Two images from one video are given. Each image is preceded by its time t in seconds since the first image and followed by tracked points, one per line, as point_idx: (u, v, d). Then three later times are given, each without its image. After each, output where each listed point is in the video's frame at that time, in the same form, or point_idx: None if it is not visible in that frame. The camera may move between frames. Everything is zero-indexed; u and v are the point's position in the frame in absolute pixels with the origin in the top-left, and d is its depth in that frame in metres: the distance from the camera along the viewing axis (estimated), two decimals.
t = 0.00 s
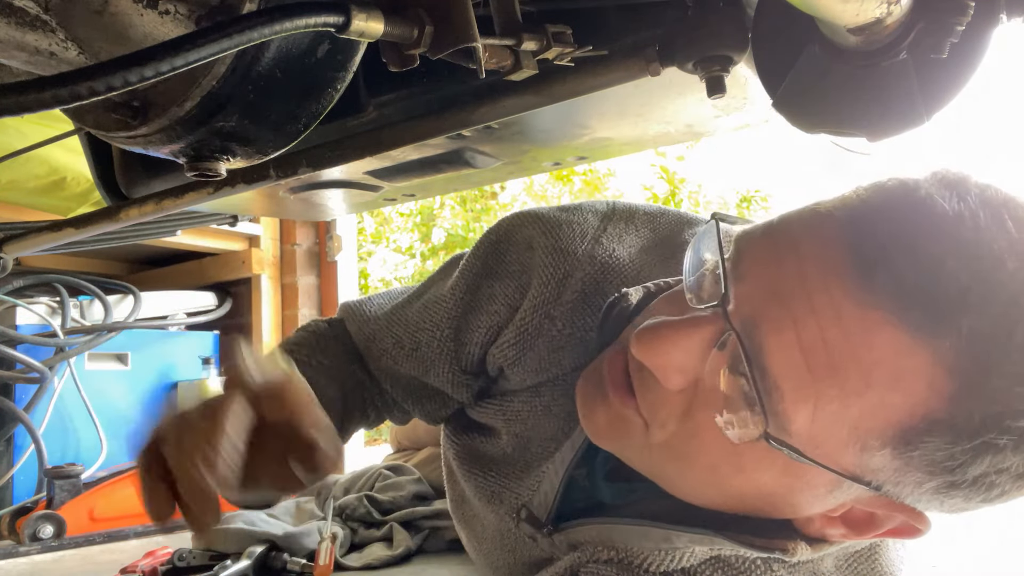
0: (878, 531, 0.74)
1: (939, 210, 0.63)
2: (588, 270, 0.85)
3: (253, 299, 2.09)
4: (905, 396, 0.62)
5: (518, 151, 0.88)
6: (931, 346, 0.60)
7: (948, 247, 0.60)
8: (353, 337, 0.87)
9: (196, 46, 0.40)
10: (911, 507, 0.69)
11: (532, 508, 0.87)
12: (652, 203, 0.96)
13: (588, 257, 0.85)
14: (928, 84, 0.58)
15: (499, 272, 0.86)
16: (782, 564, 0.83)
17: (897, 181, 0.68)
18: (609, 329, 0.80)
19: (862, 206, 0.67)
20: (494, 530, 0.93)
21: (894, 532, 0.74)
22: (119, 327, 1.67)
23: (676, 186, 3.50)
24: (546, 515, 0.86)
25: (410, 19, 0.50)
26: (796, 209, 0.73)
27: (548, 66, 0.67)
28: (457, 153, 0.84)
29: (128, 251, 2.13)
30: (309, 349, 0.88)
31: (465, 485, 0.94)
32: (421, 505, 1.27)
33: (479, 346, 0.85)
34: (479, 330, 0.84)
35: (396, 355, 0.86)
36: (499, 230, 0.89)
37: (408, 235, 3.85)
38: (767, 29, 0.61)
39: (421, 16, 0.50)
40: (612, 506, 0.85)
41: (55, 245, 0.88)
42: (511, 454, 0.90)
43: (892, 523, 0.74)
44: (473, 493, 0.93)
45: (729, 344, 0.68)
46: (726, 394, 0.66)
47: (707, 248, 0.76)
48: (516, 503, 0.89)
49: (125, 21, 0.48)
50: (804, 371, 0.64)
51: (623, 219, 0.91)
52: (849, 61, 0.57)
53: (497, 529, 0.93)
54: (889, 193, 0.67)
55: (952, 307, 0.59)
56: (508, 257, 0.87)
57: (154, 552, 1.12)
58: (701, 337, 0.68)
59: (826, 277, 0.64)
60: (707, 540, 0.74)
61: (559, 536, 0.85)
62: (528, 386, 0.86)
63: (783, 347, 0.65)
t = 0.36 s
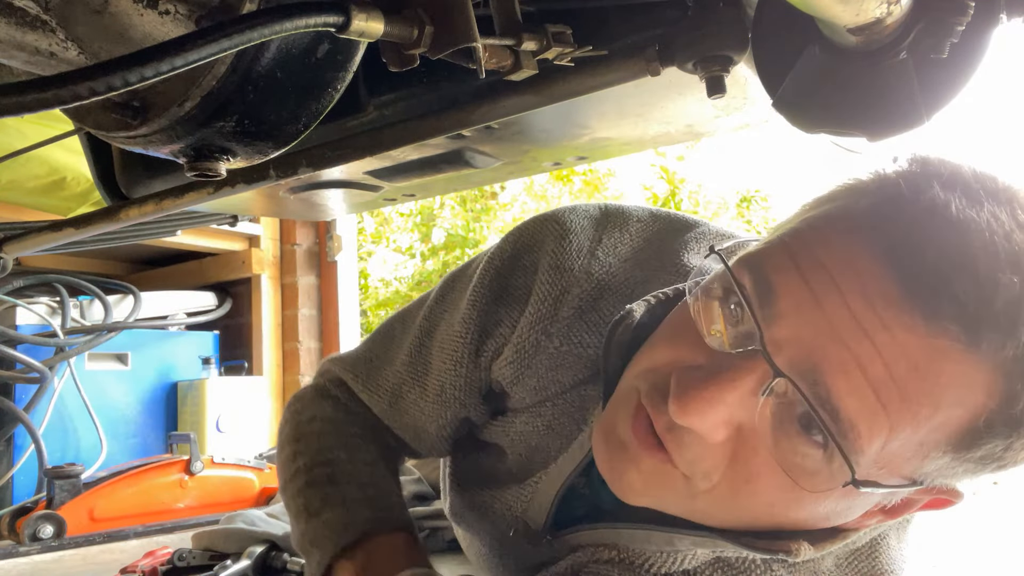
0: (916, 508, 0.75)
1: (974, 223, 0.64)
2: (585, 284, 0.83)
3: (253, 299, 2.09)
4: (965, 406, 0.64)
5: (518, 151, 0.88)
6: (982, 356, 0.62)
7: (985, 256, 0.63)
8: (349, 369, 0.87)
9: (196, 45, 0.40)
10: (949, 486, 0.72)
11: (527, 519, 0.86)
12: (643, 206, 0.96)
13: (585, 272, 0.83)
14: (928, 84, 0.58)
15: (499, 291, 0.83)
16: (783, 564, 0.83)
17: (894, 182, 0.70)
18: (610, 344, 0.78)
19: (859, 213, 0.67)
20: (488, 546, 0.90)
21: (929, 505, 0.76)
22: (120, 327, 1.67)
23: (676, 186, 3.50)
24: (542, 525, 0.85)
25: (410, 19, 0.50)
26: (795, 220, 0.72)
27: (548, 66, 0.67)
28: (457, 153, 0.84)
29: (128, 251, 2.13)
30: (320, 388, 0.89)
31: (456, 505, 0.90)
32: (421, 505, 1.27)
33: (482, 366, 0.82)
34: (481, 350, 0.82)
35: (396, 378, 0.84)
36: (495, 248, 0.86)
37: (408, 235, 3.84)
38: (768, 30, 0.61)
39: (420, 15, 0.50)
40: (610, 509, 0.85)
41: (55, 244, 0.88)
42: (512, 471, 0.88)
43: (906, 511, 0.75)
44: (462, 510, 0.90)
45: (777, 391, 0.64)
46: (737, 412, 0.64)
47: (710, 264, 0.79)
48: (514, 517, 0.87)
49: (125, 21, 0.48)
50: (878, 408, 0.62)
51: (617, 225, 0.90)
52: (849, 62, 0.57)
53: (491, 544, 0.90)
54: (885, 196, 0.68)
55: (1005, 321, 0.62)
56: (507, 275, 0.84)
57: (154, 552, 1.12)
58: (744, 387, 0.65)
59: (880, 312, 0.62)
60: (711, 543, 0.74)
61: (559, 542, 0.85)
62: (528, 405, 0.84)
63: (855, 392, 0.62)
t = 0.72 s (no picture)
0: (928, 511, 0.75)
1: (1008, 233, 0.65)
2: (597, 274, 0.82)
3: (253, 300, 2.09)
4: (993, 414, 0.64)
5: (518, 151, 0.88)
6: (1011, 366, 0.63)
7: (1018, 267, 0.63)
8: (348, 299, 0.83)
9: (196, 46, 0.40)
10: (958, 490, 0.72)
11: (532, 516, 0.88)
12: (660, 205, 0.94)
13: (599, 261, 0.82)
14: (927, 84, 0.58)
15: (505, 262, 0.82)
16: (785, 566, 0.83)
17: (926, 191, 0.70)
18: (623, 342, 0.78)
19: (882, 214, 0.69)
20: (491, 535, 0.93)
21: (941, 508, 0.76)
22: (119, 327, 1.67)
23: (676, 186, 3.50)
24: (545, 523, 0.86)
25: (410, 19, 0.50)
26: (813, 224, 0.73)
27: (548, 66, 0.67)
28: (457, 153, 0.84)
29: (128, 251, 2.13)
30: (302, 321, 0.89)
31: (461, 493, 0.93)
32: (421, 505, 1.27)
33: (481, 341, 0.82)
34: (484, 325, 0.81)
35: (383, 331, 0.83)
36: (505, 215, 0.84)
37: (408, 235, 3.84)
38: (768, 30, 0.61)
39: (420, 16, 0.50)
40: (614, 508, 0.85)
41: (55, 244, 0.88)
42: (514, 463, 0.90)
43: (909, 513, 0.74)
44: (467, 500, 0.93)
45: (804, 398, 0.63)
46: (755, 414, 0.64)
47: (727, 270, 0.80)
48: (516, 510, 0.89)
49: (125, 21, 0.48)
50: (907, 415, 0.62)
51: (635, 221, 0.88)
52: (848, 61, 0.57)
53: (494, 535, 0.93)
54: (912, 205, 0.69)
55: None
56: (513, 247, 0.82)
57: (154, 552, 1.12)
58: (769, 395, 0.64)
59: (912, 319, 0.62)
60: (714, 544, 0.74)
61: (561, 539, 0.86)
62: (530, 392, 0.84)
63: (884, 399, 0.62)
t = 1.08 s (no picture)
0: (935, 511, 0.75)
1: (1019, 237, 0.64)
2: (608, 261, 0.82)
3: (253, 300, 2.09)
4: (1003, 415, 0.65)
5: (518, 151, 0.88)
6: None
7: None
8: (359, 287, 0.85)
9: (196, 45, 0.40)
10: (964, 490, 0.72)
11: (535, 511, 0.87)
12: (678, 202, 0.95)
13: (610, 248, 0.82)
14: (927, 83, 0.58)
15: (514, 244, 0.84)
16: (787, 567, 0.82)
17: (935, 194, 0.69)
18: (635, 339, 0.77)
19: (892, 216, 0.69)
20: (495, 528, 0.92)
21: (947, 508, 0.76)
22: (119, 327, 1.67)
23: (676, 186, 3.50)
24: (549, 518, 0.85)
25: (409, 19, 0.50)
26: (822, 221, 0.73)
27: (548, 66, 0.67)
28: (457, 153, 0.84)
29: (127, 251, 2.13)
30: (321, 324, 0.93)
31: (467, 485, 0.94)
32: (421, 505, 1.27)
33: (487, 321, 0.82)
34: (491, 304, 0.82)
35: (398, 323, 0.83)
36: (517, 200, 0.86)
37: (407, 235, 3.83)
38: (768, 30, 0.61)
39: (419, 15, 0.50)
40: (614, 506, 0.85)
41: (54, 245, 0.88)
42: (519, 455, 0.90)
43: (915, 513, 0.74)
44: (472, 491, 0.93)
45: (817, 403, 0.64)
46: (769, 419, 0.64)
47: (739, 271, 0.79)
48: (520, 505, 0.88)
49: (125, 21, 0.48)
50: (920, 421, 0.63)
51: (647, 213, 0.88)
52: (848, 61, 0.57)
53: (498, 528, 0.92)
54: (922, 211, 0.68)
55: None
56: (522, 230, 0.84)
57: (154, 552, 1.12)
58: (785, 398, 0.64)
59: (925, 325, 0.62)
60: (719, 545, 0.73)
61: (563, 536, 0.85)
62: (534, 377, 0.85)
63: (898, 403, 0.62)
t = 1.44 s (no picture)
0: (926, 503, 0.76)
1: (996, 231, 0.65)
2: (593, 287, 0.82)
3: (253, 299, 2.09)
4: (986, 409, 0.65)
5: (518, 151, 0.88)
6: (1004, 363, 0.63)
7: (1007, 265, 0.63)
8: (355, 350, 0.85)
9: (196, 45, 0.40)
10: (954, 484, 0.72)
11: (532, 520, 0.88)
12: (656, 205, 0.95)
13: (594, 274, 0.83)
14: (928, 85, 0.58)
15: (506, 290, 0.82)
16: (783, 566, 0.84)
17: (912, 189, 0.69)
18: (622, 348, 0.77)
19: (866, 212, 0.69)
20: (488, 540, 0.90)
21: (937, 502, 0.76)
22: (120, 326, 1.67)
23: (676, 186, 3.51)
24: (544, 524, 0.87)
25: (410, 19, 0.50)
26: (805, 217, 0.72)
27: (547, 66, 0.67)
28: (457, 153, 0.84)
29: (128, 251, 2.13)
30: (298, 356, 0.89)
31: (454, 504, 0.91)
32: (421, 505, 1.27)
33: (488, 368, 0.81)
34: (489, 349, 0.81)
35: (403, 381, 0.81)
36: (504, 240, 0.85)
37: (408, 235, 3.84)
38: (768, 30, 0.61)
39: (420, 15, 0.50)
40: (610, 511, 0.85)
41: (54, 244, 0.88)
42: (515, 471, 0.89)
43: (905, 508, 0.74)
44: (459, 507, 0.90)
45: (800, 402, 0.64)
46: (754, 420, 0.63)
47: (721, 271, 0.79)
48: (516, 515, 0.89)
49: (125, 21, 0.48)
50: (904, 417, 0.63)
51: (628, 225, 0.88)
52: (848, 61, 0.57)
53: (491, 539, 0.89)
54: (897, 203, 0.69)
55: None
56: (514, 274, 0.83)
57: (154, 552, 1.12)
58: (768, 396, 0.63)
59: (904, 322, 0.62)
60: (713, 545, 0.73)
61: (561, 540, 0.86)
62: (535, 409, 0.84)
63: (880, 401, 0.62)
